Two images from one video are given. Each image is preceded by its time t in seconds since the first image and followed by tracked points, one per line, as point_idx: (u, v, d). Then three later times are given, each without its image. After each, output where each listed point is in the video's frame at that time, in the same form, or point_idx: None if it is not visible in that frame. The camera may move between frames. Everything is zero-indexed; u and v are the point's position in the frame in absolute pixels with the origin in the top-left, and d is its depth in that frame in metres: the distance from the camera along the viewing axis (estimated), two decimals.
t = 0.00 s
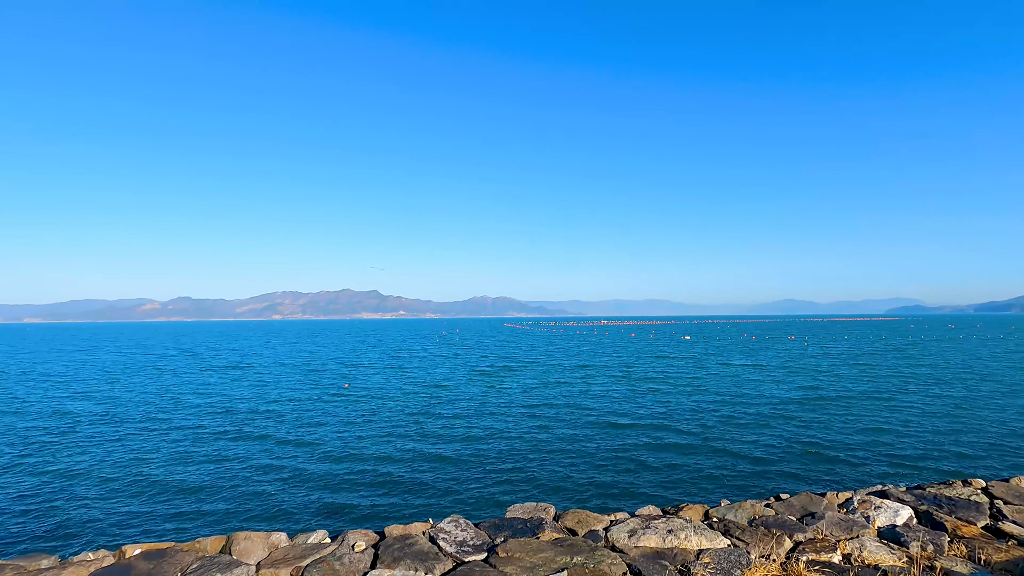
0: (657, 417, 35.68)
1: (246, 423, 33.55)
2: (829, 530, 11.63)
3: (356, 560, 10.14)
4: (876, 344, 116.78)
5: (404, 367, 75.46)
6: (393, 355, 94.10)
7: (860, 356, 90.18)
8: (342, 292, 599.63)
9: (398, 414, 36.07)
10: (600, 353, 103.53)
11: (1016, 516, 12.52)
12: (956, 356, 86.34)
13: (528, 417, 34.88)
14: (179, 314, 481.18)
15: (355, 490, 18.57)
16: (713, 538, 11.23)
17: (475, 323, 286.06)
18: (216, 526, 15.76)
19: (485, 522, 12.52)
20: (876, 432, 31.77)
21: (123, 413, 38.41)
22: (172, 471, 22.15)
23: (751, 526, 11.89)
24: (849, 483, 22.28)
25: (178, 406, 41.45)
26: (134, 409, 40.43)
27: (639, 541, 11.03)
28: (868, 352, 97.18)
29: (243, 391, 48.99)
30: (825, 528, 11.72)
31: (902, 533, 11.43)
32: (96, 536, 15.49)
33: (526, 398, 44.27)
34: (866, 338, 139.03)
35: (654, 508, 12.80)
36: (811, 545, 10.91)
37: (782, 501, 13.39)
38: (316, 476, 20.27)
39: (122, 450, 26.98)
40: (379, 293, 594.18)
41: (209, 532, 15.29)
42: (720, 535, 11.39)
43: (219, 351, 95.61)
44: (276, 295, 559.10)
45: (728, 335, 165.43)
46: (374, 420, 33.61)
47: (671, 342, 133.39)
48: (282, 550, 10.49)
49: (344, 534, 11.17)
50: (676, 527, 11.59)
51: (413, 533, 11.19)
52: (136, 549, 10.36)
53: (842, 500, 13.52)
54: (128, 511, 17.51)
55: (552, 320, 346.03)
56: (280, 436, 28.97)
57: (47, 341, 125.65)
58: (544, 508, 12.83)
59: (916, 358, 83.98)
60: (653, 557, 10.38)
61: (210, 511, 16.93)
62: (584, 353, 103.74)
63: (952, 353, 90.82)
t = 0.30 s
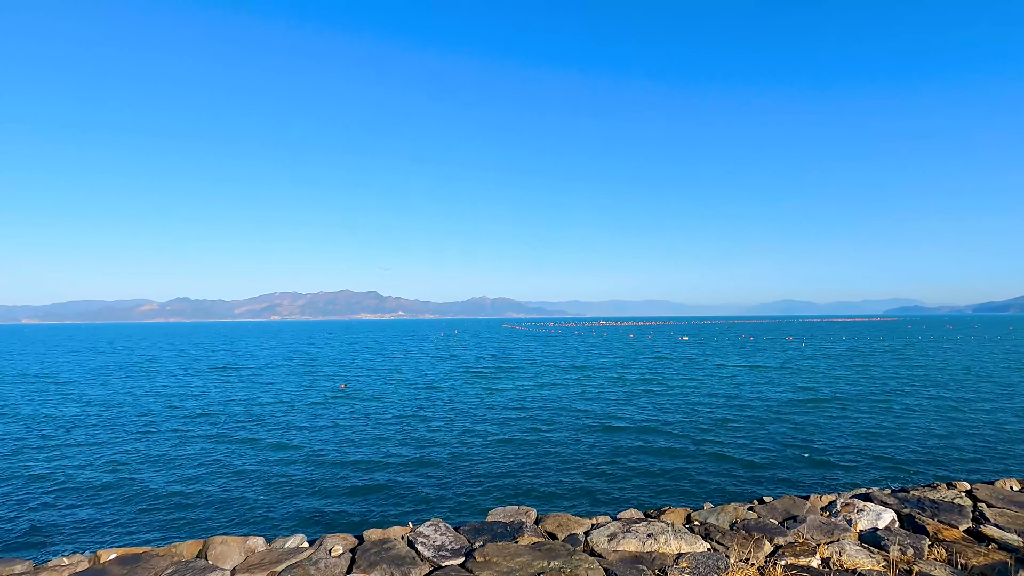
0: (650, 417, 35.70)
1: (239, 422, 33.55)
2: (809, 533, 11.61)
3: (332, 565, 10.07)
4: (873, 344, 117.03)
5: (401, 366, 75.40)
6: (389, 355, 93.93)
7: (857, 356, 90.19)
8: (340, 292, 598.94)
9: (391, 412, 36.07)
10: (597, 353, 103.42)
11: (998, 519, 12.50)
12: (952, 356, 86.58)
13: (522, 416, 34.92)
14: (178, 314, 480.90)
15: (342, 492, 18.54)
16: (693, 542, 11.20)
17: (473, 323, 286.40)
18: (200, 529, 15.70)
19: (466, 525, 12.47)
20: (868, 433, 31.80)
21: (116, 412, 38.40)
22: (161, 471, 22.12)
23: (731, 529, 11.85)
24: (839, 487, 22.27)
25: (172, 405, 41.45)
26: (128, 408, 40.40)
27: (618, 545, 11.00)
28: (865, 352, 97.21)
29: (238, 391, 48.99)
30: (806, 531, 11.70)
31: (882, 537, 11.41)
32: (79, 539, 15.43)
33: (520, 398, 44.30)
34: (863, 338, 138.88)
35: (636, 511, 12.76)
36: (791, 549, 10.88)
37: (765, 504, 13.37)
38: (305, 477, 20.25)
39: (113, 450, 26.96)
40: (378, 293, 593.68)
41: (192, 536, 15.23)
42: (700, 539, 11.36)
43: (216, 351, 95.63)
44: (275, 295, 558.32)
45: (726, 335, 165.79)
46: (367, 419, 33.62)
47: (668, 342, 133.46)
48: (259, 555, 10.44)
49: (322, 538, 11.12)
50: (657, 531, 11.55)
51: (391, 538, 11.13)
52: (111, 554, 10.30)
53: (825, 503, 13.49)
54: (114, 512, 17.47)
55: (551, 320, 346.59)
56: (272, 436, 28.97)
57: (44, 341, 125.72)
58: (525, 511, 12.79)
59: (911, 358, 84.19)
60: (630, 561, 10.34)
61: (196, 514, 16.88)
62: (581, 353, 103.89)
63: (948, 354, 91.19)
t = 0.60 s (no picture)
0: (647, 417, 35.59)
1: (236, 421, 33.60)
2: (792, 531, 11.59)
3: (312, 562, 10.10)
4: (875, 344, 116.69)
5: (400, 365, 75.39)
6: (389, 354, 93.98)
7: (857, 356, 89.95)
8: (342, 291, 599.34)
9: (388, 412, 36.07)
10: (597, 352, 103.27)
11: (982, 516, 12.45)
12: (954, 356, 86.18)
13: (518, 415, 34.88)
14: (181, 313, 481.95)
15: (332, 492, 18.54)
16: (675, 539, 11.20)
17: (475, 322, 286.26)
18: (188, 527, 15.73)
19: (449, 522, 12.49)
20: (866, 434, 31.66)
21: (114, 411, 38.52)
22: (155, 469, 22.20)
23: (714, 527, 11.85)
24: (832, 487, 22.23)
25: (170, 404, 41.57)
26: (125, 406, 40.51)
27: (599, 543, 11.00)
28: (866, 352, 96.93)
29: (236, 389, 49.08)
30: (789, 529, 11.68)
31: (864, 534, 11.40)
32: (68, 538, 15.52)
33: (518, 396, 44.23)
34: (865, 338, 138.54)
35: (620, 509, 12.77)
36: (772, 546, 10.87)
37: (750, 502, 13.36)
38: (297, 476, 20.27)
39: (108, 448, 27.07)
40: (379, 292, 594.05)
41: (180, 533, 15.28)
42: (682, 536, 11.37)
43: (216, 350, 95.68)
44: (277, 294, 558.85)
45: (727, 333, 165.56)
46: (363, 418, 33.61)
47: (668, 342, 133.27)
48: (240, 552, 10.48)
49: (304, 535, 11.15)
50: (638, 529, 11.55)
51: (373, 535, 11.16)
52: (92, 550, 10.34)
53: (811, 501, 13.47)
54: (105, 511, 17.55)
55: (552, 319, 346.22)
56: (267, 434, 29.00)
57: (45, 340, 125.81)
58: (509, 509, 12.80)
59: (913, 358, 83.87)
60: (611, 559, 10.35)
61: (186, 513, 16.95)
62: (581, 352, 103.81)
63: (949, 353, 91.00)
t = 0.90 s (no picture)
0: (644, 413, 35.55)
1: (233, 417, 33.69)
2: (775, 529, 11.61)
3: (294, 559, 10.14)
4: (876, 339, 116.50)
5: (399, 360, 75.41)
6: (389, 350, 93.93)
7: (858, 351, 89.75)
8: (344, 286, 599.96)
9: (385, 408, 36.07)
10: (597, 348, 103.12)
11: (967, 514, 12.47)
12: (956, 352, 85.89)
13: (515, 411, 34.85)
14: (183, 308, 482.82)
15: (324, 490, 18.61)
16: (657, 537, 11.21)
17: (478, 317, 286.50)
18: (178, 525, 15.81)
19: (435, 519, 12.53)
20: (864, 431, 31.56)
21: (112, 406, 38.62)
22: (148, 466, 22.30)
23: (698, 524, 11.87)
24: (822, 484, 22.27)
25: (169, 399, 41.71)
26: (124, 402, 40.63)
27: (582, 540, 11.03)
28: (867, 347, 96.69)
29: (235, 385, 49.20)
30: (772, 527, 11.69)
31: (847, 532, 11.41)
32: (60, 535, 15.61)
33: (516, 393, 44.23)
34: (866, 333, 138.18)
35: (605, 506, 12.80)
36: (754, 544, 10.87)
37: (736, 499, 13.38)
38: (290, 474, 20.33)
39: (105, 444, 27.18)
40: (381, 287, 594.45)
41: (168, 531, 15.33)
42: (665, 534, 11.38)
43: (217, 346, 95.80)
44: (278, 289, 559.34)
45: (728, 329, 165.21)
46: (359, 414, 33.64)
47: (669, 337, 133.10)
48: (223, 548, 10.52)
49: (288, 531, 11.20)
50: (622, 526, 11.58)
51: (356, 532, 11.19)
52: (76, 547, 10.37)
53: (797, 498, 13.49)
54: (98, 508, 17.63)
55: (554, 315, 346.31)
56: (263, 431, 29.07)
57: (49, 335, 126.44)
58: (494, 506, 12.84)
59: (915, 354, 83.64)
60: (592, 556, 10.39)
61: (178, 511, 17.03)
62: (581, 347, 103.70)
63: (951, 349, 90.67)
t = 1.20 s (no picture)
0: (641, 408, 35.46)
1: (229, 414, 33.72)
2: (760, 525, 11.55)
3: (275, 554, 10.11)
4: (878, 337, 115.83)
5: (398, 357, 75.33)
6: (387, 346, 93.69)
7: (859, 349, 89.29)
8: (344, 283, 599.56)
9: (381, 404, 36.01)
10: (597, 345, 102.73)
11: (955, 511, 12.39)
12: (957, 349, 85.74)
13: (512, 407, 34.79)
14: (183, 305, 482.59)
15: (315, 488, 18.58)
16: (641, 533, 11.16)
17: (478, 315, 286.43)
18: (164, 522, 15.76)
19: (420, 515, 12.46)
20: (862, 428, 31.41)
21: (109, 403, 38.67)
22: (138, 464, 22.24)
23: (683, 521, 11.80)
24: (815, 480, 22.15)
25: (166, 396, 41.72)
26: (121, 398, 40.64)
27: (565, 536, 10.98)
28: (868, 345, 96.24)
29: (232, 381, 49.18)
30: (757, 523, 11.63)
31: (832, 529, 11.35)
32: (49, 532, 15.60)
33: (513, 389, 44.15)
34: (867, 330, 137.51)
35: (591, 502, 12.75)
36: (738, 541, 10.81)
37: (722, 496, 13.32)
38: (282, 472, 20.31)
39: (98, 441, 27.14)
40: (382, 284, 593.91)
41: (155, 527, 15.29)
42: (649, 530, 11.31)
43: (216, 342, 95.89)
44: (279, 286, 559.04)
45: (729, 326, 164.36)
46: (355, 410, 33.62)
47: (669, 334, 132.62)
48: (203, 544, 10.47)
49: (270, 527, 11.15)
50: (606, 522, 11.51)
51: (338, 527, 11.14)
52: (55, 542, 10.33)
53: (784, 494, 13.43)
54: (89, 506, 17.63)
55: (555, 312, 345.92)
56: (258, 427, 29.05)
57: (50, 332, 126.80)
58: (479, 502, 12.79)
59: (915, 351, 83.43)
60: (575, 552, 10.33)
61: (167, 508, 17.01)
62: (580, 345, 103.72)
63: (952, 347, 90.39)
